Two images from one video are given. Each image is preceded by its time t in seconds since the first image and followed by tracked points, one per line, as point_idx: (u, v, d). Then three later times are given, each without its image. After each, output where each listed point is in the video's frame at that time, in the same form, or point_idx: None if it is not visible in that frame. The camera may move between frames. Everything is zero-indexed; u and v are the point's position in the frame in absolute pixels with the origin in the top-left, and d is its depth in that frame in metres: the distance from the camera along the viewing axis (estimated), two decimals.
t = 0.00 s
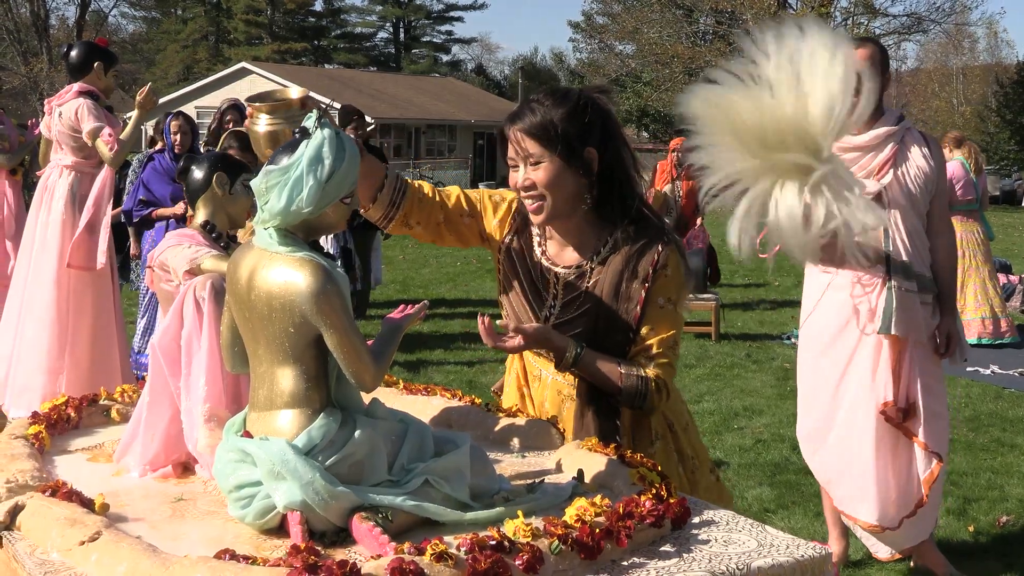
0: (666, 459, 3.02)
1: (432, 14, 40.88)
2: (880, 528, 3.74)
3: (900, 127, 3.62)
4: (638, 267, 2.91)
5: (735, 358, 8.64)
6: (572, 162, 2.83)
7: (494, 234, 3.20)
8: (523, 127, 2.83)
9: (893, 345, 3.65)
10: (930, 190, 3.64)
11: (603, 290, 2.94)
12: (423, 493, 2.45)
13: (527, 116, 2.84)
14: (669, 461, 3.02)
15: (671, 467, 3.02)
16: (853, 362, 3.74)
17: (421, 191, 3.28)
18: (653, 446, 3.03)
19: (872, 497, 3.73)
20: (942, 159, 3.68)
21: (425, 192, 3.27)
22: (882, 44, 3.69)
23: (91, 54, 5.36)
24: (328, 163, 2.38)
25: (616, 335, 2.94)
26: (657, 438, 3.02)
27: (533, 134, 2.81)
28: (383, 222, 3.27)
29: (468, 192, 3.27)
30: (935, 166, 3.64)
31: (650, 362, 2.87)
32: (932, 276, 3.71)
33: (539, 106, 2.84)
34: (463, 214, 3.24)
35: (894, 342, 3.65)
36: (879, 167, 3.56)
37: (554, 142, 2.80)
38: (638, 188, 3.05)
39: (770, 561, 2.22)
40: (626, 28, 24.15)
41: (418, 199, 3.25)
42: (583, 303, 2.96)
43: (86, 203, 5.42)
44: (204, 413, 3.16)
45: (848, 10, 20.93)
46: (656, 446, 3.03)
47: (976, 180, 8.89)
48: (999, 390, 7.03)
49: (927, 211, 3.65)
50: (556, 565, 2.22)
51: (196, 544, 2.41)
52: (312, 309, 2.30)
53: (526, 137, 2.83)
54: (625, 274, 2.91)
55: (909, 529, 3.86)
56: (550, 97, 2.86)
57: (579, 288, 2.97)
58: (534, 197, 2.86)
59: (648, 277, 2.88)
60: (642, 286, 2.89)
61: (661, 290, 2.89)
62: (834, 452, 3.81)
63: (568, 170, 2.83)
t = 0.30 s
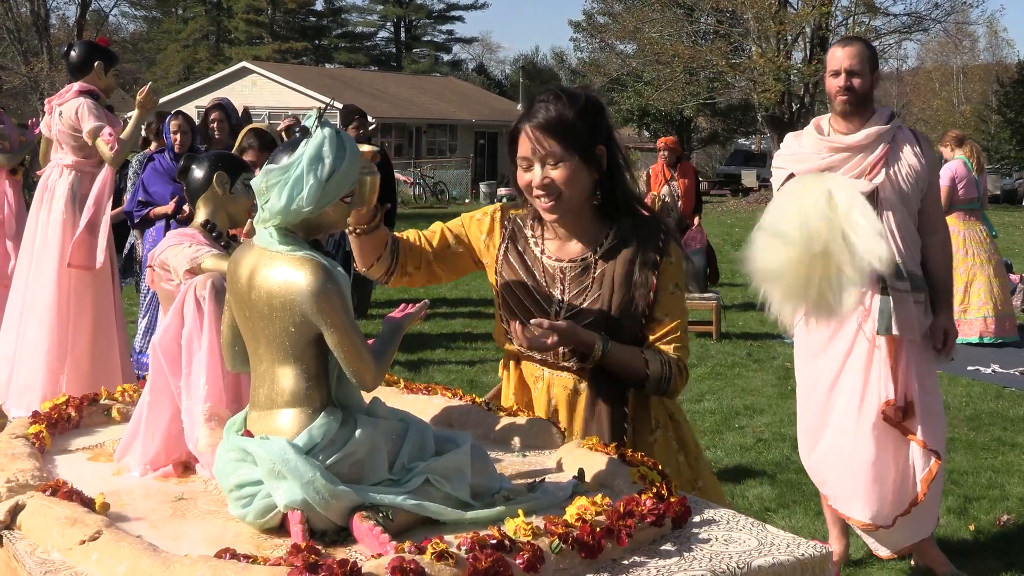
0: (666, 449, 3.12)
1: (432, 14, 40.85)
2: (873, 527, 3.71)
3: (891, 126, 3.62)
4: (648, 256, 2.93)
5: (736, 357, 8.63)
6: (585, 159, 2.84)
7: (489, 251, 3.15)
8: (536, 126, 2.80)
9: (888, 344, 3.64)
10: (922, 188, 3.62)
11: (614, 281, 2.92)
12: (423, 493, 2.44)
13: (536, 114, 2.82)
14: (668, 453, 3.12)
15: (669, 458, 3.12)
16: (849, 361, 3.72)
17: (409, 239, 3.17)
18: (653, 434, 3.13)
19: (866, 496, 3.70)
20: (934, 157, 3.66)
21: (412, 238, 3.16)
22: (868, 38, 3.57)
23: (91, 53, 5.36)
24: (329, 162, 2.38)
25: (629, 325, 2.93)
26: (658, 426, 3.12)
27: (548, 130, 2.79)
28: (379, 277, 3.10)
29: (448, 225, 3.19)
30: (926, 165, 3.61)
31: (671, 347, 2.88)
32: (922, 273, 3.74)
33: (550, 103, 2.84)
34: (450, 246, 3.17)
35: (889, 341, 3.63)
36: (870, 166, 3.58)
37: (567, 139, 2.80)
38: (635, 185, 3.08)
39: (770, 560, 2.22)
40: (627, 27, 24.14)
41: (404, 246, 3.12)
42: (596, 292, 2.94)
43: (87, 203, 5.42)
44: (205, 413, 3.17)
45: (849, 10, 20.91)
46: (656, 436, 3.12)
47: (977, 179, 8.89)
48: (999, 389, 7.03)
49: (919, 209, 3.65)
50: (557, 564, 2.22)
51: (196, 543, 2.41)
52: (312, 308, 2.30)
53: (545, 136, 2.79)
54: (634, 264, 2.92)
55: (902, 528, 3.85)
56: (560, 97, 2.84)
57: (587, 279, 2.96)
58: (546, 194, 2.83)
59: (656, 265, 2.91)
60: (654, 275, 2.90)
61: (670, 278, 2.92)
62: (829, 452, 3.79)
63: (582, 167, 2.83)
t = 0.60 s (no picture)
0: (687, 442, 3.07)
1: (432, 13, 40.87)
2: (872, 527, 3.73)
3: (885, 126, 3.60)
4: (667, 250, 2.92)
5: (736, 357, 8.63)
6: (606, 174, 2.73)
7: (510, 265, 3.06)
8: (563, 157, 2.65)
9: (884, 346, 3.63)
10: (915, 188, 3.61)
11: (642, 276, 2.90)
12: (423, 493, 2.44)
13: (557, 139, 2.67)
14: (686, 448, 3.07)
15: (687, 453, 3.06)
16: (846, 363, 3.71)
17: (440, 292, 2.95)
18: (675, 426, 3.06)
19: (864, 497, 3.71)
20: (926, 161, 3.66)
21: (440, 291, 2.95)
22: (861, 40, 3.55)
23: (90, 54, 5.36)
24: (328, 163, 2.38)
25: (656, 318, 2.90)
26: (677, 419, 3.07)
27: (576, 163, 2.66)
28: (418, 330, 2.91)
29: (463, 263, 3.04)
30: (919, 167, 3.60)
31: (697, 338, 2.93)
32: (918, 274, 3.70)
33: (568, 124, 2.67)
34: (475, 275, 3.04)
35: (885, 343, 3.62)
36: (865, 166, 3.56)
37: (589, 162, 2.67)
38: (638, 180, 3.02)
39: (770, 560, 2.22)
40: (627, 27, 24.14)
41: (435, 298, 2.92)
42: (622, 284, 2.92)
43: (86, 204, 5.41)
44: (204, 413, 3.17)
45: (849, 10, 20.92)
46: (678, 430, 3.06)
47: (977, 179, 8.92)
48: (998, 389, 7.03)
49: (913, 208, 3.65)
50: (556, 564, 2.22)
51: (196, 544, 2.41)
52: (311, 309, 2.29)
53: (572, 168, 2.66)
54: (657, 258, 2.91)
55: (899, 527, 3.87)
56: (575, 118, 2.69)
57: (611, 275, 2.93)
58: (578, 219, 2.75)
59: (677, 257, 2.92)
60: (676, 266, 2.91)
61: (689, 267, 2.94)
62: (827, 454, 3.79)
63: (604, 182, 2.74)
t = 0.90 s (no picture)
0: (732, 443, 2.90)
1: (429, 13, 40.84)
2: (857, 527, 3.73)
3: (881, 127, 3.59)
4: (725, 250, 2.85)
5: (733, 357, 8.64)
6: (663, 177, 2.70)
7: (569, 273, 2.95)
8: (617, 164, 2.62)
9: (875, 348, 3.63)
10: (910, 190, 3.61)
11: (700, 278, 2.83)
12: (419, 492, 2.45)
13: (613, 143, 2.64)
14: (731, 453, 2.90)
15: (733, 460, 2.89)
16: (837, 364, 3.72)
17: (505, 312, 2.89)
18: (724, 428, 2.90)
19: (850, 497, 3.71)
20: (923, 161, 3.66)
21: (504, 313, 2.88)
22: (860, 40, 3.55)
23: (86, 53, 5.36)
24: (324, 162, 2.39)
25: (714, 320, 2.84)
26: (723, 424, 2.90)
27: (629, 168, 2.63)
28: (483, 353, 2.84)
29: (521, 277, 2.93)
30: (914, 168, 3.60)
31: (752, 342, 2.88)
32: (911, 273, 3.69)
33: (621, 131, 2.65)
34: (533, 289, 2.93)
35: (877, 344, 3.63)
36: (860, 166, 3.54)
37: (643, 163, 2.64)
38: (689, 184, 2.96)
39: (765, 559, 2.22)
40: (625, 27, 24.14)
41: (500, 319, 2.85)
42: (683, 285, 2.84)
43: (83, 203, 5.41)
44: (200, 412, 3.16)
45: (846, 10, 20.96)
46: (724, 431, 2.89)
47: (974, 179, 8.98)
48: (995, 388, 7.05)
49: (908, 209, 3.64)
50: (552, 563, 2.22)
51: (191, 543, 2.41)
52: (307, 308, 2.29)
53: (626, 171, 2.63)
54: (714, 258, 2.84)
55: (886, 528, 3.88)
56: (627, 124, 2.66)
57: (670, 277, 2.85)
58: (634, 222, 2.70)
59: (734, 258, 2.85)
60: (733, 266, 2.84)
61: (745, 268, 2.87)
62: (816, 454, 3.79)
63: (661, 185, 2.70)
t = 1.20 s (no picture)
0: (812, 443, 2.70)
1: (425, 13, 40.80)
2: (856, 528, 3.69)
3: (876, 126, 3.58)
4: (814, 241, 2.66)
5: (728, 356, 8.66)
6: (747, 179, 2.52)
7: (662, 277, 2.68)
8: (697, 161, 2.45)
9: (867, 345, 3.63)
10: (905, 189, 3.61)
11: (797, 271, 2.63)
12: (415, 491, 2.45)
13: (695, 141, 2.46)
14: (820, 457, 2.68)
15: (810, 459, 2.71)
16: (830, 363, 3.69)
17: (597, 327, 2.61)
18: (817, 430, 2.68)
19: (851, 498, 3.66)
20: (918, 160, 3.64)
21: (597, 328, 2.60)
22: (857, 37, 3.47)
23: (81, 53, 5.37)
24: (319, 161, 2.39)
25: (814, 316, 2.63)
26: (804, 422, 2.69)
27: (708, 167, 2.45)
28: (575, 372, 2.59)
29: (611, 288, 2.67)
30: (910, 167, 3.60)
31: (851, 332, 2.68)
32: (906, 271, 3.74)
33: (701, 128, 2.48)
34: (623, 297, 2.66)
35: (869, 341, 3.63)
36: (856, 164, 3.54)
37: (726, 166, 2.47)
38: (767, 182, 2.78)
39: (761, 557, 2.23)
40: (621, 26, 24.16)
41: (595, 334, 2.58)
42: (781, 282, 2.63)
43: (78, 203, 5.40)
44: (196, 412, 3.16)
45: (842, 9, 20.98)
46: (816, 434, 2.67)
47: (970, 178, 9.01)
48: (991, 386, 7.06)
49: (904, 208, 3.64)
50: (548, 562, 2.22)
51: (187, 542, 2.42)
52: (303, 307, 2.30)
53: (705, 172, 2.46)
54: (810, 250, 2.65)
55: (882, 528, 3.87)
56: (706, 120, 2.49)
57: (766, 273, 2.64)
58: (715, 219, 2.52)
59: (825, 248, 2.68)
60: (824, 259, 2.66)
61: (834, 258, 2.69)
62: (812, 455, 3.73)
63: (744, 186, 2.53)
